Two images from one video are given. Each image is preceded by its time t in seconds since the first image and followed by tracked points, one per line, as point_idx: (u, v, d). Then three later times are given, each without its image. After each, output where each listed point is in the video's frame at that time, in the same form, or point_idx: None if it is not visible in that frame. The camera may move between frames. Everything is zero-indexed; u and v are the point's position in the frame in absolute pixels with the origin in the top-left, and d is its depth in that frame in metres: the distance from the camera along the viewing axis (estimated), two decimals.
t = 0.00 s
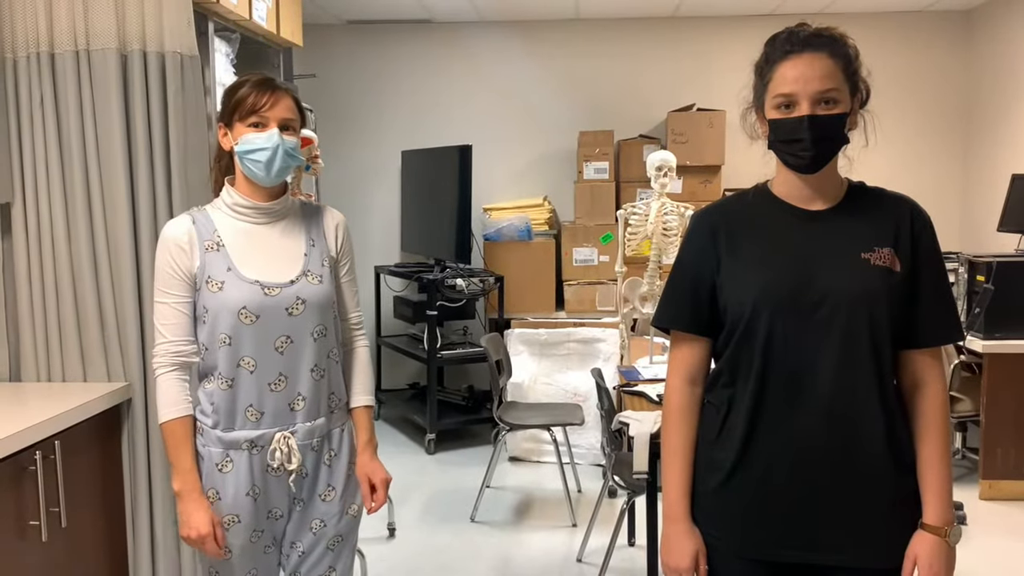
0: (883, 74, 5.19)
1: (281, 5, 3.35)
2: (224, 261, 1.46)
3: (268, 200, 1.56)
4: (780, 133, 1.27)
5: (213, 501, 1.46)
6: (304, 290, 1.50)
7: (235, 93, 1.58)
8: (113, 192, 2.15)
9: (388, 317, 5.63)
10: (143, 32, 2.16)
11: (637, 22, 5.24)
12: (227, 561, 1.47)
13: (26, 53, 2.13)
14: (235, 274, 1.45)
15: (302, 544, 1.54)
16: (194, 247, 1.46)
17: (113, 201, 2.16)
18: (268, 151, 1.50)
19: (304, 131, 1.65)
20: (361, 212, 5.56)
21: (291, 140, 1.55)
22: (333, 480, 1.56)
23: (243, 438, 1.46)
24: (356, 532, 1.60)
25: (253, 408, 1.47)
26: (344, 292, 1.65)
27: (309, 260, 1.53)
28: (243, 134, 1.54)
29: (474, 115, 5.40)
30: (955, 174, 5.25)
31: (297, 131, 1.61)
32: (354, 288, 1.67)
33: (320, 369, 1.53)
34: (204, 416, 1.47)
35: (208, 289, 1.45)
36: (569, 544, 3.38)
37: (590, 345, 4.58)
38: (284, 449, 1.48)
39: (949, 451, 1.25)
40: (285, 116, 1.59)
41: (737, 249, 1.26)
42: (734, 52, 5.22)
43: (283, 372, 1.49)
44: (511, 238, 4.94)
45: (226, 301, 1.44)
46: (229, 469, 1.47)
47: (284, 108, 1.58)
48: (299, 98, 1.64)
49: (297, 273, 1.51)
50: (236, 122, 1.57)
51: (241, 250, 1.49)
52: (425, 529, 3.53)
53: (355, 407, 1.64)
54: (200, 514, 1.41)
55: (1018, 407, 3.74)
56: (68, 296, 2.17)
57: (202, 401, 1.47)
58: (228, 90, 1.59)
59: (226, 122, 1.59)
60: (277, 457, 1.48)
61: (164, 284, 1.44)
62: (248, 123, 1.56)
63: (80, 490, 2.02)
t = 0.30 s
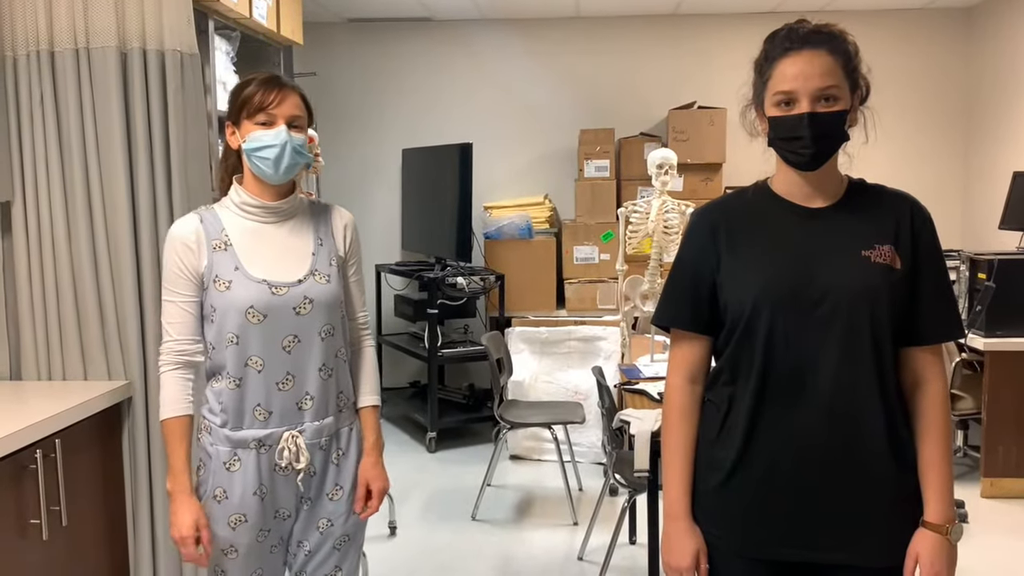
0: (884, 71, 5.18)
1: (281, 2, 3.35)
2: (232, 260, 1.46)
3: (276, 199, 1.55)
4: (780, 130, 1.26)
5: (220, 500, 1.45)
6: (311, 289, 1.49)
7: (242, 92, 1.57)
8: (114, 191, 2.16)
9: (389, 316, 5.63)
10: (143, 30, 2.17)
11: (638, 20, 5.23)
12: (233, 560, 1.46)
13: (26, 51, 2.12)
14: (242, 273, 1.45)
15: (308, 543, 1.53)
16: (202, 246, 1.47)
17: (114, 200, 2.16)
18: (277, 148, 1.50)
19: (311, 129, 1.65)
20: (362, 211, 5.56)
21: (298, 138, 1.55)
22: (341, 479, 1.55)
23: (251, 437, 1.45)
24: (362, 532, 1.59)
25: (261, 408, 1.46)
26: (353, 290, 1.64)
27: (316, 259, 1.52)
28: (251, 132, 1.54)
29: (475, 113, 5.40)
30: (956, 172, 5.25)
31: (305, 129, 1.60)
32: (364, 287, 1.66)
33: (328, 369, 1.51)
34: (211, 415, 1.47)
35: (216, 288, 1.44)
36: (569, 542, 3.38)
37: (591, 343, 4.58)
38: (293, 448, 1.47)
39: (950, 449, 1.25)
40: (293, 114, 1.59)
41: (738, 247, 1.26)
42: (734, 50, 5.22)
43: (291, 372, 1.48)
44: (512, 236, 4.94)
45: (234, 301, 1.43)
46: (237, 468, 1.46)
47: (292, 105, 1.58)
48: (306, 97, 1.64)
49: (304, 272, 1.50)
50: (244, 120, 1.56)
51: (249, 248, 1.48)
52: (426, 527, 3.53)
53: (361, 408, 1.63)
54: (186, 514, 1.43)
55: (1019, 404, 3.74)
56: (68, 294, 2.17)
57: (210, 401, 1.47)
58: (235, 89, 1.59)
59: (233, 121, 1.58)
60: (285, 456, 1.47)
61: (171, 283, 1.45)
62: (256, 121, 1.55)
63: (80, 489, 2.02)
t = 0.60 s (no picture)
0: (885, 70, 5.18)
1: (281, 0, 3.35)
2: (256, 260, 1.43)
3: (302, 199, 1.52)
4: (780, 129, 1.26)
5: (239, 498, 1.43)
6: (335, 293, 1.46)
7: (266, 92, 1.57)
8: (113, 190, 2.16)
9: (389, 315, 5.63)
10: (143, 29, 2.16)
11: (639, 19, 5.23)
12: (250, 561, 1.43)
13: (25, 50, 2.12)
14: (266, 274, 1.42)
15: (323, 544, 1.51)
16: (226, 243, 1.44)
17: (113, 198, 2.16)
18: (295, 142, 1.48)
19: (338, 130, 1.61)
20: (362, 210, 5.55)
21: (320, 134, 1.52)
22: (358, 481, 1.52)
23: (270, 437, 1.43)
24: (377, 534, 1.56)
25: (282, 409, 1.43)
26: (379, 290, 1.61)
27: (341, 263, 1.49)
28: (275, 130, 1.52)
29: (475, 112, 5.40)
30: (956, 171, 5.24)
31: (328, 126, 1.57)
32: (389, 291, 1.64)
33: (349, 372, 1.49)
34: (232, 413, 1.45)
35: (239, 287, 1.42)
36: (569, 541, 3.38)
37: (591, 342, 4.58)
38: (311, 449, 1.45)
39: (950, 448, 1.24)
40: (315, 111, 1.56)
41: (738, 246, 1.25)
42: (735, 49, 5.22)
43: (311, 373, 1.45)
44: (511, 235, 4.94)
45: (257, 301, 1.41)
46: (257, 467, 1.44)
47: (313, 101, 1.55)
48: (332, 95, 1.61)
49: (328, 276, 1.47)
50: (268, 120, 1.55)
51: (275, 249, 1.45)
52: (427, 526, 3.53)
53: (388, 411, 1.62)
54: (185, 507, 1.42)
55: (1019, 403, 3.74)
56: (67, 293, 2.17)
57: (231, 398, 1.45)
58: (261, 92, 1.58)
59: (260, 122, 1.57)
60: (304, 456, 1.44)
61: (192, 279, 1.44)
62: (279, 118, 1.53)
63: (80, 489, 2.02)
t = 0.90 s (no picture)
0: (885, 70, 5.18)
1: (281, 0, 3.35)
2: (273, 267, 1.42)
3: (321, 207, 1.49)
4: (780, 130, 1.26)
5: (265, 501, 1.41)
6: (350, 303, 1.43)
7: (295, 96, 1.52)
8: (113, 191, 2.16)
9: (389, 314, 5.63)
10: (143, 29, 2.16)
11: (639, 19, 5.23)
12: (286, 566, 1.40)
13: (25, 50, 2.12)
14: (282, 281, 1.40)
15: (339, 551, 1.49)
16: (244, 249, 1.43)
17: (114, 199, 2.16)
18: (321, 151, 1.44)
19: (366, 139, 1.56)
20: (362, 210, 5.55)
21: (346, 144, 1.48)
22: (373, 487, 1.51)
23: (285, 444, 1.42)
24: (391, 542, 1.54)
25: (296, 417, 1.42)
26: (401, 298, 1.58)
27: (357, 273, 1.46)
28: (301, 137, 1.48)
29: (476, 113, 5.40)
30: (956, 172, 5.25)
31: (356, 137, 1.52)
32: (413, 299, 1.60)
33: (360, 381, 1.47)
34: (246, 419, 1.44)
35: (255, 294, 1.41)
36: (569, 541, 3.38)
37: (591, 343, 4.57)
38: (326, 456, 1.43)
39: (951, 450, 1.24)
40: (343, 120, 1.51)
41: (738, 246, 1.25)
42: (735, 50, 5.22)
43: (325, 382, 1.43)
44: (512, 235, 4.94)
45: (271, 308, 1.39)
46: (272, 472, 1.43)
47: (342, 110, 1.50)
48: (362, 103, 1.56)
49: (344, 286, 1.44)
50: (295, 125, 1.51)
51: (292, 256, 1.43)
52: (427, 526, 3.53)
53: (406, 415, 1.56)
54: (221, 507, 1.43)
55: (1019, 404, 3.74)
56: (68, 294, 2.17)
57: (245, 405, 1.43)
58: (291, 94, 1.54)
59: (287, 127, 1.53)
60: (319, 463, 1.43)
61: (210, 283, 1.42)
62: (305, 125, 1.49)
63: (80, 490, 2.02)
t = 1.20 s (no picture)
0: (886, 74, 5.18)
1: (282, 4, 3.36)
2: (286, 275, 1.40)
3: (335, 214, 1.47)
4: (780, 134, 1.26)
5: (279, 510, 1.39)
6: (364, 309, 1.41)
7: (307, 103, 1.50)
8: (115, 195, 2.16)
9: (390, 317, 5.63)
10: (146, 33, 2.17)
11: (640, 23, 5.24)
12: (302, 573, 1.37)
13: (27, 53, 2.12)
14: (296, 289, 1.39)
15: (354, 560, 1.47)
16: (256, 257, 1.41)
17: (116, 203, 2.16)
18: (338, 163, 1.42)
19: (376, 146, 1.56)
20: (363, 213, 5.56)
21: (361, 153, 1.47)
22: (385, 495, 1.47)
23: (300, 451, 1.41)
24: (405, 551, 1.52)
25: (312, 424, 1.41)
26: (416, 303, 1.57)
27: (370, 278, 1.44)
28: (315, 146, 1.46)
29: (477, 116, 5.40)
30: (957, 175, 5.25)
31: (369, 144, 1.51)
32: (430, 302, 1.59)
33: (373, 388, 1.45)
34: (260, 427, 1.42)
35: (268, 303, 1.39)
36: (570, 545, 3.37)
37: (593, 346, 4.57)
38: (341, 463, 1.41)
39: (953, 453, 1.24)
40: (357, 128, 1.50)
41: (740, 249, 1.25)
42: (736, 53, 5.23)
43: (340, 389, 1.41)
44: (512, 238, 4.95)
45: (285, 316, 1.37)
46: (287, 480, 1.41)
47: (356, 119, 1.49)
48: (373, 110, 1.55)
49: (358, 292, 1.42)
50: (308, 133, 1.49)
51: (306, 264, 1.42)
52: (428, 529, 3.53)
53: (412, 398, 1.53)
54: (238, 512, 1.40)
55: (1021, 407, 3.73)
56: (69, 297, 2.17)
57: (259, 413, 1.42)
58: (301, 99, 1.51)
59: (299, 133, 1.51)
60: (332, 471, 1.40)
61: (216, 290, 1.40)
62: (319, 134, 1.48)
63: (81, 493, 2.02)
